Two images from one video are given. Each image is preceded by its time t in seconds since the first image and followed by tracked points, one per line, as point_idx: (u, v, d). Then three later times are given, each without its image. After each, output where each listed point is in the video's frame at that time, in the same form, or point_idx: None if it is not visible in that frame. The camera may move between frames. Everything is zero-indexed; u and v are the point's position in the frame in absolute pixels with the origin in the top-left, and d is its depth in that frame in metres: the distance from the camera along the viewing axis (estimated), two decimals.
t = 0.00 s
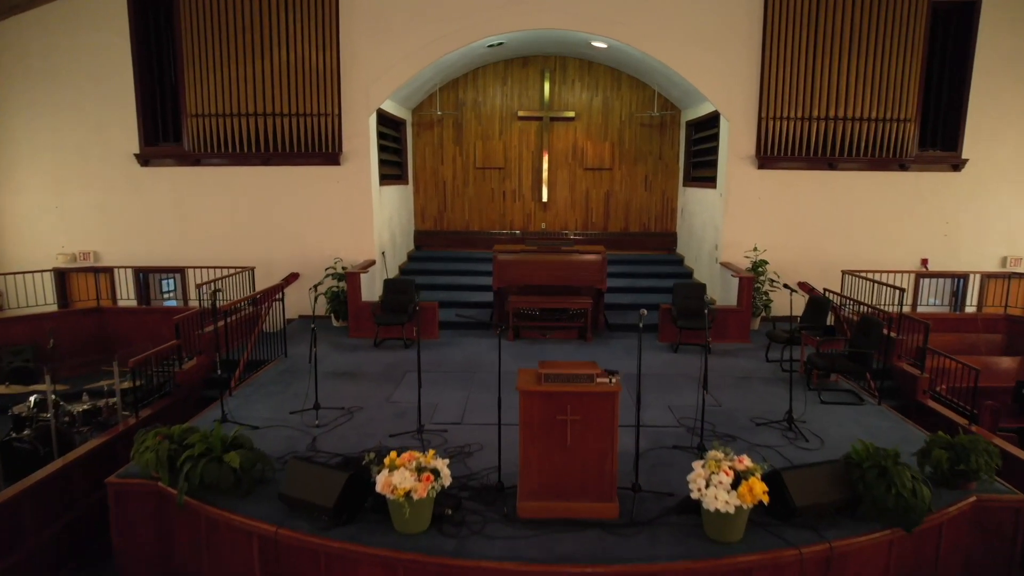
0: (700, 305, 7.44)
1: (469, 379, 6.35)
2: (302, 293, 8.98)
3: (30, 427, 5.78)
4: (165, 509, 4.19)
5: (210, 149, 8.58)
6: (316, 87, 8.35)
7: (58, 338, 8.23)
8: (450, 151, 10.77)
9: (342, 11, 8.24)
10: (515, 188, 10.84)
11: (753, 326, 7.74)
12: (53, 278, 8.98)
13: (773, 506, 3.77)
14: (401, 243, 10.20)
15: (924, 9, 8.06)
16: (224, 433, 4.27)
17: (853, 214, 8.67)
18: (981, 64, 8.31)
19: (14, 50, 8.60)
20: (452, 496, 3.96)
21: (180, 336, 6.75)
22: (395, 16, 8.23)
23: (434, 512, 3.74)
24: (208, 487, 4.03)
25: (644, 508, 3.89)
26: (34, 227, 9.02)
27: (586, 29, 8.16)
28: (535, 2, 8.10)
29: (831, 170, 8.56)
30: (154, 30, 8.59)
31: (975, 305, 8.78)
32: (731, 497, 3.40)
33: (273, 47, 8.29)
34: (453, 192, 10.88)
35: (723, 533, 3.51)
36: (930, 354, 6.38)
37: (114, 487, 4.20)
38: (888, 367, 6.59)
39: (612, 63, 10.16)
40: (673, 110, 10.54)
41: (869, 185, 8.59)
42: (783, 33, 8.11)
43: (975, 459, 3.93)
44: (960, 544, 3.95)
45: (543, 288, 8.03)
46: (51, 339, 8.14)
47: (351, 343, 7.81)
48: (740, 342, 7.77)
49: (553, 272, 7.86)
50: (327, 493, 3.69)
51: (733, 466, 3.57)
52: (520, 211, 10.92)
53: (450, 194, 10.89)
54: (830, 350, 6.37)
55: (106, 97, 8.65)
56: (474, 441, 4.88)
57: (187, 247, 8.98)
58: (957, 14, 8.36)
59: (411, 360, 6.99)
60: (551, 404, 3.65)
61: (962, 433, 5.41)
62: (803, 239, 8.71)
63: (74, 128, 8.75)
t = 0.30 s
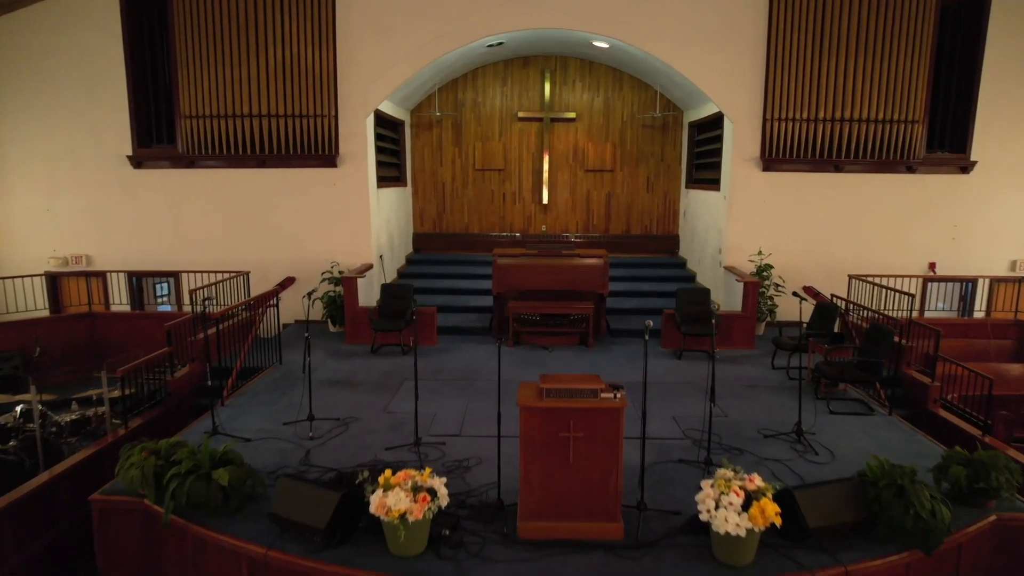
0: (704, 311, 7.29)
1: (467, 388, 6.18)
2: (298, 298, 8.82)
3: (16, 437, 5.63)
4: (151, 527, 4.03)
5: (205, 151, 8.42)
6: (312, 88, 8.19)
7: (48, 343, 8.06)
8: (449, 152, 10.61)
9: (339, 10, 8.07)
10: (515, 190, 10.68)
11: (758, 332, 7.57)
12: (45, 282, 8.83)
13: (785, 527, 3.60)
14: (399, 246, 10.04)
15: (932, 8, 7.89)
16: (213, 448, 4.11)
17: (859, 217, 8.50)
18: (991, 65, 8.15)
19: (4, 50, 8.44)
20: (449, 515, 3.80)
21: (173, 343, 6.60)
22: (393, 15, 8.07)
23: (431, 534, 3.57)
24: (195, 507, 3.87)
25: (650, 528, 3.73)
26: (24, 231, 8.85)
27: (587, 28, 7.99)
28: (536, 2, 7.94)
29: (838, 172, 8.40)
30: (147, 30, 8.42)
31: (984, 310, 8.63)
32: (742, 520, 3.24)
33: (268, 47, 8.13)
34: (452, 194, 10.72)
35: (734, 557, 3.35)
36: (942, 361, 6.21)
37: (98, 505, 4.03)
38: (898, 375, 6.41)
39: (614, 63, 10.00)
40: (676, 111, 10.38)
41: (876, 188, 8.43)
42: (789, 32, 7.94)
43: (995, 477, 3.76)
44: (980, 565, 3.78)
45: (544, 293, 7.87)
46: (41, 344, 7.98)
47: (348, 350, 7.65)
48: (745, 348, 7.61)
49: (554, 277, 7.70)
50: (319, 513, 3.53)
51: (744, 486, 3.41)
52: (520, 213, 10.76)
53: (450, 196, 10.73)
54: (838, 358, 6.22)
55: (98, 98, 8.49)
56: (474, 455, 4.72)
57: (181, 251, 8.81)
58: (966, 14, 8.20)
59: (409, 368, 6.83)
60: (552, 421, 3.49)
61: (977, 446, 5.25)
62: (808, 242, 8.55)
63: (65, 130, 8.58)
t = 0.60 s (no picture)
0: (707, 316, 7.17)
1: (466, 396, 6.04)
2: (295, 302, 8.68)
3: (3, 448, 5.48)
4: (138, 543, 3.89)
5: (200, 153, 8.29)
6: (309, 89, 8.05)
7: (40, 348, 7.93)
8: (449, 153, 10.47)
9: (336, 9, 7.94)
10: (515, 192, 10.54)
11: (762, 337, 7.44)
12: (38, 286, 8.69)
13: (796, 546, 3.46)
14: (398, 248, 9.91)
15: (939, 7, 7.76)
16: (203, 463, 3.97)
17: (865, 220, 8.37)
18: (999, 65, 8.01)
19: None
20: (447, 532, 3.66)
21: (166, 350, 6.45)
22: (391, 15, 7.93)
23: (428, 554, 3.43)
24: (184, 524, 3.73)
25: (656, 547, 3.59)
26: (16, 234, 8.72)
27: (588, 28, 7.86)
28: (537, 1, 7.81)
29: (843, 174, 8.26)
30: (141, 30, 8.29)
31: (991, 315, 8.50)
32: (752, 541, 3.11)
33: (264, 47, 7.99)
34: (451, 196, 10.58)
35: None
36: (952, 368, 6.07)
37: (83, 520, 3.89)
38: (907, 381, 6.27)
39: (615, 63, 9.86)
40: (678, 112, 10.25)
41: (882, 191, 8.30)
42: (794, 32, 7.81)
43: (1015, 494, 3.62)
44: None
45: (545, 297, 7.74)
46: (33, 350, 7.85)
47: (345, 355, 7.52)
48: (749, 354, 7.47)
49: (554, 281, 7.56)
50: (311, 532, 3.39)
51: (753, 504, 3.27)
52: (521, 215, 10.62)
53: (449, 198, 10.59)
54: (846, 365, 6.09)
55: (92, 99, 8.35)
56: (472, 467, 4.59)
57: (176, 254, 8.68)
58: (975, 13, 8.07)
59: (407, 375, 6.69)
60: (554, 437, 3.36)
61: (989, 457, 5.11)
62: (813, 246, 8.42)
63: (59, 131, 8.45)
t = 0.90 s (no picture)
0: (711, 322, 7.02)
1: (465, 405, 5.89)
2: (291, 307, 8.53)
3: None
4: (122, 565, 3.73)
5: (194, 155, 8.13)
6: (304, 90, 7.89)
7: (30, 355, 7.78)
8: (448, 155, 10.31)
9: (332, 9, 7.78)
10: (515, 194, 10.39)
11: (768, 344, 7.28)
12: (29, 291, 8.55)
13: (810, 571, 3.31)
14: (396, 251, 9.75)
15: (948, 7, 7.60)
16: (191, 480, 3.82)
17: (872, 224, 8.21)
18: (1008, 66, 7.86)
19: None
20: (445, 555, 3.51)
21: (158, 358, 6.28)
22: (388, 15, 7.78)
23: None
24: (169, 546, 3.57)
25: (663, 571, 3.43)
26: (6, 238, 8.55)
27: (589, 28, 7.70)
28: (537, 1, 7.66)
29: (850, 177, 8.11)
30: (133, 30, 8.13)
31: (1000, 320, 8.34)
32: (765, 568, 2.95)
33: (258, 47, 7.83)
34: (450, 199, 10.43)
35: None
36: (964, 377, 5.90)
37: (64, 541, 3.73)
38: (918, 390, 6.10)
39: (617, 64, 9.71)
40: (680, 113, 10.09)
41: (889, 194, 8.14)
42: (799, 32, 7.65)
43: None
44: None
45: (545, 302, 7.59)
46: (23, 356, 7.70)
47: (342, 362, 7.36)
48: (755, 361, 7.31)
49: (555, 286, 7.40)
50: (301, 557, 3.23)
51: (765, 528, 3.11)
52: (521, 218, 10.47)
53: (448, 201, 10.44)
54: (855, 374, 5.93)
55: (83, 100, 8.19)
56: (471, 483, 4.43)
57: (169, 258, 8.52)
58: (984, 13, 7.91)
59: (404, 383, 6.53)
60: (556, 457, 3.21)
61: (1005, 471, 4.95)
62: (819, 250, 8.26)
63: (50, 134, 8.29)
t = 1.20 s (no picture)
0: (715, 328, 6.86)
1: (463, 415, 5.73)
2: (287, 312, 8.38)
3: None
4: None
5: (188, 158, 7.98)
6: (300, 90, 7.73)
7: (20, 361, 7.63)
8: (447, 157, 10.15)
9: (328, 8, 7.62)
10: (515, 196, 10.23)
11: (773, 351, 7.13)
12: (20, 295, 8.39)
13: None
14: (394, 255, 9.59)
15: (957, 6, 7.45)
16: (177, 499, 3.66)
17: (879, 227, 8.06)
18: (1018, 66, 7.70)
19: None
20: None
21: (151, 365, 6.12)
22: (386, 14, 7.62)
23: None
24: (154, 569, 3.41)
25: None
26: None
27: (590, 28, 7.54)
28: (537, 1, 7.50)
29: (856, 180, 7.95)
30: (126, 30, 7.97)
31: (1009, 326, 8.19)
32: None
33: (253, 47, 7.67)
34: (449, 201, 10.27)
35: None
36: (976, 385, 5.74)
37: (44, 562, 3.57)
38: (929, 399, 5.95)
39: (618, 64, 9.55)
40: (683, 114, 9.93)
41: (896, 197, 7.98)
42: (806, 32, 7.49)
43: None
44: None
45: (546, 308, 7.43)
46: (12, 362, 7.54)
47: (338, 369, 7.21)
48: (760, 368, 7.16)
49: (556, 292, 7.24)
50: None
51: (779, 554, 2.95)
52: (521, 221, 10.31)
53: (447, 203, 10.28)
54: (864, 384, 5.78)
55: (75, 102, 8.03)
56: (470, 499, 4.27)
57: (163, 262, 8.37)
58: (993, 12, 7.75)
59: (401, 392, 6.37)
60: (559, 479, 3.05)
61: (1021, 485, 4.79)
62: (825, 254, 8.11)
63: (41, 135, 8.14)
